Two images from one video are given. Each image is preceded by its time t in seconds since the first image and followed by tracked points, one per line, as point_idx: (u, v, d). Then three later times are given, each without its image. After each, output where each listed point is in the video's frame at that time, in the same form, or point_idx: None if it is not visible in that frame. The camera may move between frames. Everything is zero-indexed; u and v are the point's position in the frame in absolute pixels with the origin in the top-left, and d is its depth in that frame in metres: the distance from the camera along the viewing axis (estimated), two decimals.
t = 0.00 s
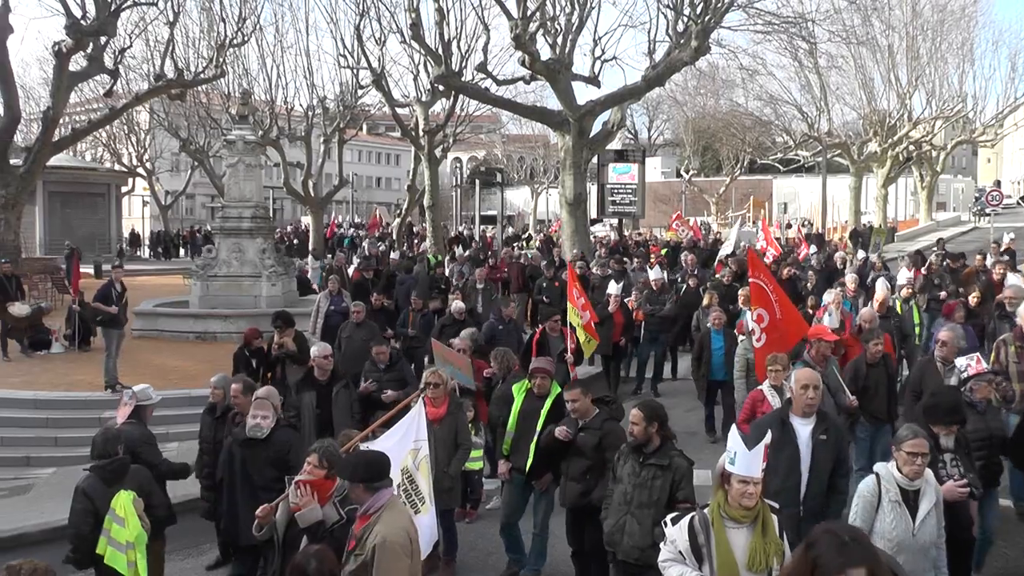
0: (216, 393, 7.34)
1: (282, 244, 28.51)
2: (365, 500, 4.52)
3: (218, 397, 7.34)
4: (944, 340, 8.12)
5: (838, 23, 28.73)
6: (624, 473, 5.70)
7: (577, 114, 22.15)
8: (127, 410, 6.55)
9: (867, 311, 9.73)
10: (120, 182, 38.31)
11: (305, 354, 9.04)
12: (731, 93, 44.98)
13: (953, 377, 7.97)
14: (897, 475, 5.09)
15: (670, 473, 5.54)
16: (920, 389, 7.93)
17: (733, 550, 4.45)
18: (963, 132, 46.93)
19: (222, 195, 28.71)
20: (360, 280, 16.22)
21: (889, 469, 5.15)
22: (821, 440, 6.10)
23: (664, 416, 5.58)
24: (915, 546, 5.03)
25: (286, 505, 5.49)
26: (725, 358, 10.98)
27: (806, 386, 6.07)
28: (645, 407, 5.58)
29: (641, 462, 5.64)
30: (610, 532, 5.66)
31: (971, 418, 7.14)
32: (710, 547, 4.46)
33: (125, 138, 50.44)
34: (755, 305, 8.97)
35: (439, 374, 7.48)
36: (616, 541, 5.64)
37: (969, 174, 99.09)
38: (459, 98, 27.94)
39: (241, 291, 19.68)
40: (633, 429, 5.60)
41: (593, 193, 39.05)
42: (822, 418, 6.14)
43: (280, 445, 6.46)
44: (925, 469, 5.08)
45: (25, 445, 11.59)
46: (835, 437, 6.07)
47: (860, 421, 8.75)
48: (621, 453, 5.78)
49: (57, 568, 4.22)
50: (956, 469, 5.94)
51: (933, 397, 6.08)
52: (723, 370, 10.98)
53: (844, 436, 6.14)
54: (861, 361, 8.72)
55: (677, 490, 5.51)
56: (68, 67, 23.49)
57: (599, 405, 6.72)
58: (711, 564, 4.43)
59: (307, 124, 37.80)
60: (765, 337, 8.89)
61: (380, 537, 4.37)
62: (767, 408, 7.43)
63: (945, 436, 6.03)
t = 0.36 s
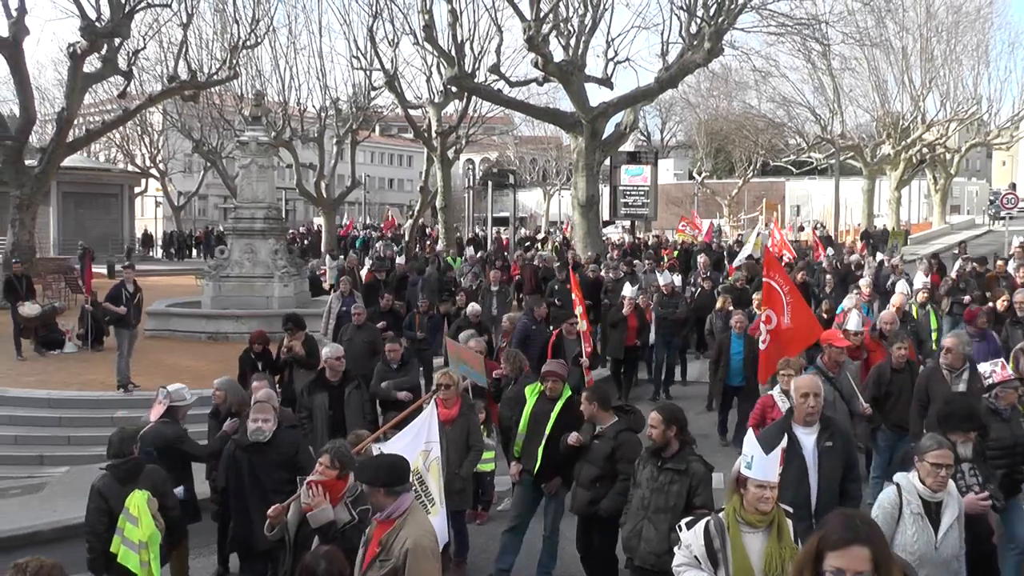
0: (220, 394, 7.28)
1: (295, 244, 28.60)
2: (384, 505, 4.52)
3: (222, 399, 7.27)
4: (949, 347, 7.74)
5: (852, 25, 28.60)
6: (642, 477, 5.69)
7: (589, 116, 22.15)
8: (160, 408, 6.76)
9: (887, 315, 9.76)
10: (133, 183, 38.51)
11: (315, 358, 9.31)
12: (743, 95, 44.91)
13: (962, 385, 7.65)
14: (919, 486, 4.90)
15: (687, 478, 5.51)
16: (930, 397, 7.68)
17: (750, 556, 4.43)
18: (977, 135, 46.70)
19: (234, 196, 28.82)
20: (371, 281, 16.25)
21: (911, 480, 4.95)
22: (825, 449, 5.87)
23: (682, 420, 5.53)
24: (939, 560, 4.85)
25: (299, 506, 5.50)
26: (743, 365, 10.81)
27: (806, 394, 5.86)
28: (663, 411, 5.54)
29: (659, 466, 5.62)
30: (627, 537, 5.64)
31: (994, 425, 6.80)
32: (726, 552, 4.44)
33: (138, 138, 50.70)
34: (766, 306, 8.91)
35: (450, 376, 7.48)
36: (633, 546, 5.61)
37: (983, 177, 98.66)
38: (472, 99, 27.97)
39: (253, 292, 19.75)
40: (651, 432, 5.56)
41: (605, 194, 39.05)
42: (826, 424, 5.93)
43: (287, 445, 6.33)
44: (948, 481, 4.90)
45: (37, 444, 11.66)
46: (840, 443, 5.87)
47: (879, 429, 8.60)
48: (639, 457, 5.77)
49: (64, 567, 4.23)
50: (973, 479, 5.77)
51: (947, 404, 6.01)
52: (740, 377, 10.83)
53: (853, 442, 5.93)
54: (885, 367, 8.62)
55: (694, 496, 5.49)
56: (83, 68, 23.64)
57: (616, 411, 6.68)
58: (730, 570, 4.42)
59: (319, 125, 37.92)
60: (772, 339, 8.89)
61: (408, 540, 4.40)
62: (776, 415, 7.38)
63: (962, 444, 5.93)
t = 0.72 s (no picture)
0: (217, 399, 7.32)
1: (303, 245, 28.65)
2: (398, 510, 4.54)
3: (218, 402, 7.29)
4: (946, 350, 7.44)
5: (860, 26, 28.50)
6: (658, 482, 5.61)
7: (597, 117, 22.15)
8: (185, 407, 6.90)
9: (898, 319, 9.67)
10: (141, 184, 38.62)
11: (319, 363, 9.30)
12: (752, 96, 44.88)
13: (964, 391, 7.36)
14: (928, 496, 4.76)
15: (702, 484, 5.40)
16: (932, 404, 7.43)
17: (771, 557, 4.41)
18: (987, 136, 46.54)
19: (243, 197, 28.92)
20: (379, 282, 16.26)
21: (919, 490, 4.81)
22: (833, 455, 5.73)
23: (698, 425, 5.43)
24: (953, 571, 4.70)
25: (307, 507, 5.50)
26: (754, 370, 10.71)
27: (813, 399, 5.73)
28: (679, 415, 5.44)
29: (675, 471, 5.53)
30: (642, 541, 5.61)
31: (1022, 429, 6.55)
32: (747, 557, 4.38)
33: (147, 140, 50.89)
34: (775, 312, 8.88)
35: (462, 376, 7.47)
36: (647, 551, 5.58)
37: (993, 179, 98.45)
38: (481, 100, 27.98)
39: (261, 293, 19.78)
40: (666, 438, 5.48)
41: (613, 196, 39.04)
42: (834, 430, 5.79)
43: (282, 450, 6.25)
44: (958, 490, 4.76)
45: (47, 444, 11.71)
46: (850, 449, 5.72)
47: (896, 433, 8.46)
48: (657, 461, 5.68)
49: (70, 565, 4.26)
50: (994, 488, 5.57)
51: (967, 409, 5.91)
52: (751, 382, 10.72)
53: (862, 449, 5.78)
54: (907, 368, 8.17)
55: (708, 502, 5.37)
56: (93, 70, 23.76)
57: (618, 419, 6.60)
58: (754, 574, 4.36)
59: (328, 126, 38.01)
60: (778, 346, 8.82)
61: (420, 546, 4.41)
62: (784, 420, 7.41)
63: (981, 450, 5.76)
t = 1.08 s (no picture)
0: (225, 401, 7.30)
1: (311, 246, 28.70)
2: (405, 507, 4.54)
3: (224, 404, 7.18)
4: (960, 355, 7.25)
5: (869, 27, 28.43)
6: (672, 485, 5.60)
7: (606, 118, 22.14)
8: (196, 407, 6.92)
9: (905, 322, 9.57)
10: (150, 184, 38.75)
11: (323, 366, 9.30)
12: (761, 97, 44.80)
13: (976, 398, 7.19)
14: (944, 507, 4.68)
15: (714, 489, 5.37)
16: (943, 407, 7.37)
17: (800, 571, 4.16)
18: (998, 138, 46.34)
19: (250, 197, 28.99)
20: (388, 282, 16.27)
21: (935, 499, 4.73)
22: (859, 466, 5.57)
23: (712, 428, 5.43)
24: None
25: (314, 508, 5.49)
26: (761, 374, 10.66)
27: (843, 407, 5.54)
28: (694, 418, 5.45)
29: (688, 475, 5.51)
30: (653, 544, 5.60)
31: None
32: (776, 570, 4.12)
33: (156, 140, 51.04)
34: (793, 316, 8.78)
35: (473, 377, 7.49)
36: (658, 554, 5.56)
37: (1003, 180, 98.07)
38: (489, 101, 27.99)
39: (270, 293, 19.83)
40: (681, 441, 5.47)
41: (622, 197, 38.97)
42: (863, 439, 5.62)
43: (282, 451, 6.24)
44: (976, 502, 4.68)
45: (56, 443, 11.75)
46: (877, 458, 5.55)
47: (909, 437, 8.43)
48: (671, 465, 5.66)
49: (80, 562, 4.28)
50: None
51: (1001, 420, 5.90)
52: (758, 386, 10.67)
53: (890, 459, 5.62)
54: (918, 374, 8.07)
55: (720, 508, 5.34)
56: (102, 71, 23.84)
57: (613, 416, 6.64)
58: None
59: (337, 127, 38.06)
60: (796, 351, 8.67)
61: (430, 542, 4.46)
62: (801, 426, 7.34)
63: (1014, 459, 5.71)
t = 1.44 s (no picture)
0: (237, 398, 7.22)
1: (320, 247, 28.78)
2: (412, 507, 4.57)
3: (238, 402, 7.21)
4: (988, 360, 7.11)
5: (879, 28, 28.43)
6: (683, 488, 5.61)
7: (616, 119, 22.15)
8: (200, 407, 6.89)
9: (918, 326, 9.55)
10: (159, 184, 38.87)
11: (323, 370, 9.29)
12: (771, 99, 44.71)
13: (1004, 403, 7.05)
14: (976, 516, 4.68)
15: (726, 493, 5.37)
16: (968, 413, 7.21)
17: None
18: (1009, 139, 46.16)
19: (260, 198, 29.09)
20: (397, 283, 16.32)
21: (967, 508, 4.73)
22: (896, 473, 5.55)
23: (723, 431, 5.43)
24: None
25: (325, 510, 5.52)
26: (768, 377, 10.64)
27: (884, 410, 5.54)
28: (705, 421, 5.45)
29: (699, 479, 5.51)
30: (664, 547, 5.62)
31: None
32: None
33: (166, 140, 51.21)
34: (812, 320, 8.76)
35: (480, 379, 7.47)
36: (669, 557, 5.59)
37: (1014, 182, 97.73)
38: (499, 102, 28.02)
39: (279, 293, 19.89)
40: (692, 444, 5.47)
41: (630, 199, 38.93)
42: (902, 447, 5.61)
43: (301, 450, 6.31)
44: (1009, 511, 4.68)
45: (65, 442, 11.81)
46: (914, 468, 5.54)
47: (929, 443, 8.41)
48: (682, 468, 5.67)
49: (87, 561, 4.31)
50: None
51: None
52: (765, 390, 10.63)
53: (926, 469, 5.61)
54: (928, 380, 7.98)
55: (732, 512, 5.34)
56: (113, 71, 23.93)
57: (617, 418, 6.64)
58: None
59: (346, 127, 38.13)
60: (812, 355, 8.66)
61: (439, 538, 4.48)
62: (821, 433, 7.34)
63: None
